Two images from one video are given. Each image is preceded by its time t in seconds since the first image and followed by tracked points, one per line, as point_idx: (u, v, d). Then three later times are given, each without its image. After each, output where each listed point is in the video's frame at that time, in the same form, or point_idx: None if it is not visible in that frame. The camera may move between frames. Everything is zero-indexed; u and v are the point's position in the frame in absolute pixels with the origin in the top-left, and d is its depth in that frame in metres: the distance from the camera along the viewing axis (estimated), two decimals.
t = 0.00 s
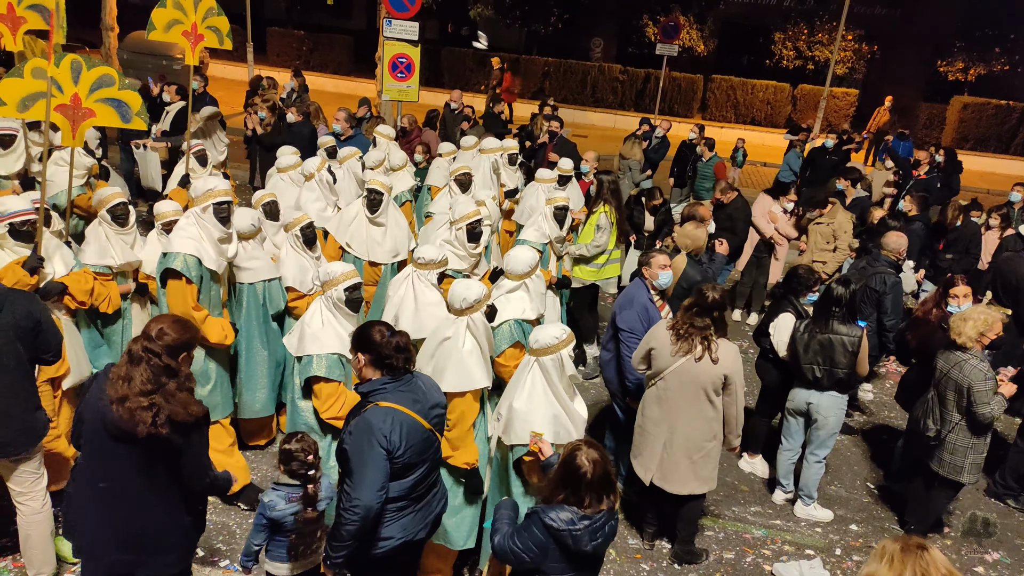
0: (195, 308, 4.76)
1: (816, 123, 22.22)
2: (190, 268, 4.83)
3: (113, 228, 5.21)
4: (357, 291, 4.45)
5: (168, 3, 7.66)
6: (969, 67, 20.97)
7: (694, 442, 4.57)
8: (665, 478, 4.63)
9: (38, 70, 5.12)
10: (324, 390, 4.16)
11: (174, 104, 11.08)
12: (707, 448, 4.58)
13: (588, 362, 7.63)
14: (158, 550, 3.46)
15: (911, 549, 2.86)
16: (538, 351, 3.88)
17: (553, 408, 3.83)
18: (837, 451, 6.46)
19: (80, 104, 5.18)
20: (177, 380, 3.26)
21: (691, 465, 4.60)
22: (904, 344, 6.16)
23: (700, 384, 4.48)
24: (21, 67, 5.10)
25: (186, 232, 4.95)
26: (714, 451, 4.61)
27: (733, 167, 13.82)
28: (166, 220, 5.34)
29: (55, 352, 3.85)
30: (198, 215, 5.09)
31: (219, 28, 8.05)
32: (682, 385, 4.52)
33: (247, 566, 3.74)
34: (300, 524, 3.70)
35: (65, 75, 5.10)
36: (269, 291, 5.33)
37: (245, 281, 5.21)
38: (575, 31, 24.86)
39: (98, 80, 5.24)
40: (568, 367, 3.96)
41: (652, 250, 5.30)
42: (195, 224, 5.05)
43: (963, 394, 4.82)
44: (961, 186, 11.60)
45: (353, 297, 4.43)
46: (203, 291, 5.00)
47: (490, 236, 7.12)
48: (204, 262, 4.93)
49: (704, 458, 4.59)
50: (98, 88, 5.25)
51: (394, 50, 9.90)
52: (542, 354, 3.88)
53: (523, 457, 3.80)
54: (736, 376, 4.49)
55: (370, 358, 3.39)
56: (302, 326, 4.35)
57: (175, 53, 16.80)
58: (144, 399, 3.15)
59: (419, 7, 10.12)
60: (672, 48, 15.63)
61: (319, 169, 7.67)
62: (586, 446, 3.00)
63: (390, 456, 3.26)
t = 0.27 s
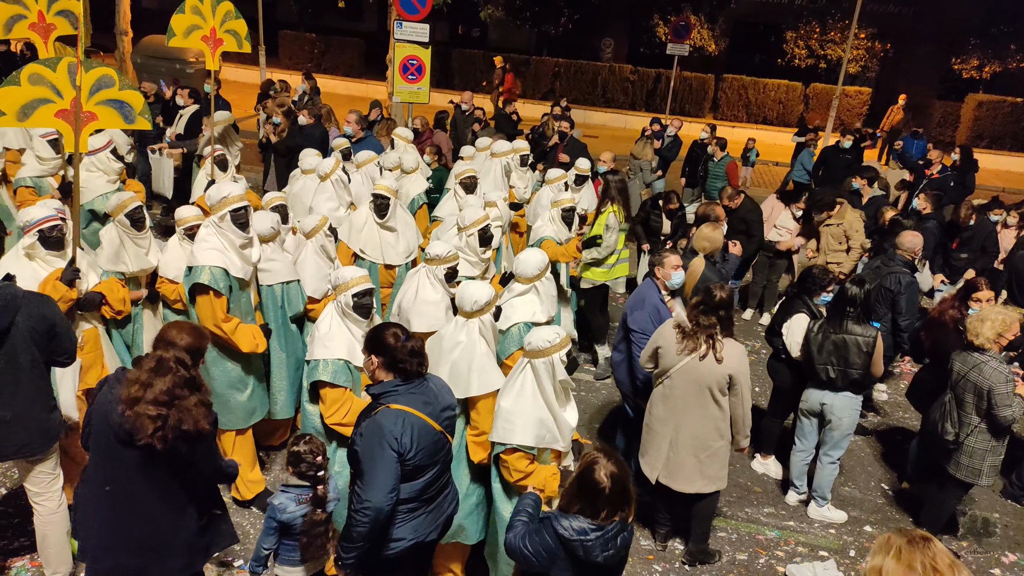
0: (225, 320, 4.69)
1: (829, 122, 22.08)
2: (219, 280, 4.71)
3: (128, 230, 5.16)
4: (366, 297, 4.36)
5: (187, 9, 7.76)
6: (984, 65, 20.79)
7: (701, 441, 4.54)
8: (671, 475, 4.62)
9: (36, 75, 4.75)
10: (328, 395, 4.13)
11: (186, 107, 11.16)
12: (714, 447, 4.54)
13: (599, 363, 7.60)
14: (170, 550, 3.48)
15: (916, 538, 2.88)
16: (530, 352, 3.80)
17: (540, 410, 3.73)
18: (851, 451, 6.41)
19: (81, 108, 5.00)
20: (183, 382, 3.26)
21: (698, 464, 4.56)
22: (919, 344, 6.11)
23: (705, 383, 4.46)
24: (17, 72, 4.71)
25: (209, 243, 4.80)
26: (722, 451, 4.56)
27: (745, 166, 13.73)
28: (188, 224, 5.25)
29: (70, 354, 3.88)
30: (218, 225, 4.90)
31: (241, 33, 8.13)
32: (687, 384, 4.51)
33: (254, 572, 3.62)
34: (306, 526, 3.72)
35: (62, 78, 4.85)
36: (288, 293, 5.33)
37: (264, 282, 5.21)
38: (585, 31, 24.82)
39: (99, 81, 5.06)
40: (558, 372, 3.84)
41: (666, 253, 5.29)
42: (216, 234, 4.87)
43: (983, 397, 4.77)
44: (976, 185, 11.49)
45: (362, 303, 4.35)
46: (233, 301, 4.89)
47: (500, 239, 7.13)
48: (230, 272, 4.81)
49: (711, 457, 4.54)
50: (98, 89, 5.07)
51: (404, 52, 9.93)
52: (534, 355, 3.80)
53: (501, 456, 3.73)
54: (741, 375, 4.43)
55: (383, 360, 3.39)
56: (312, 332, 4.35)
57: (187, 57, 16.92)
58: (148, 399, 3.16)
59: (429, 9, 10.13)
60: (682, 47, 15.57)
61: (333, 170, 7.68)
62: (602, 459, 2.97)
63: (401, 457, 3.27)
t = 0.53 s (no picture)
0: (247, 331, 4.67)
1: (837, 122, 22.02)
2: (239, 292, 4.70)
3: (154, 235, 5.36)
4: (370, 301, 4.41)
5: (205, 17, 7.90)
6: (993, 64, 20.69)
7: (707, 441, 4.55)
8: (677, 475, 4.65)
9: (47, 80, 4.81)
10: (333, 401, 4.16)
11: (196, 111, 11.25)
12: (720, 448, 4.55)
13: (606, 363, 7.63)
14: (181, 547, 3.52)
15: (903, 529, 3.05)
16: (525, 351, 3.77)
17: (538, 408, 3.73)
18: (858, 452, 6.41)
19: (93, 113, 5.06)
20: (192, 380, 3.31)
21: (703, 464, 4.58)
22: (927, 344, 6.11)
23: (710, 383, 4.48)
24: (27, 77, 4.78)
25: (231, 254, 4.78)
26: (729, 452, 4.57)
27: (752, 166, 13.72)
28: (205, 231, 5.18)
29: (83, 355, 3.93)
30: (240, 235, 4.88)
31: (255, 36, 8.18)
32: (692, 384, 4.53)
33: (273, 571, 3.68)
34: (325, 524, 3.77)
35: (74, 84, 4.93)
36: (305, 295, 5.37)
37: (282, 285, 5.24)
38: (593, 32, 24.84)
39: (112, 87, 5.13)
40: (553, 370, 3.79)
41: (672, 252, 5.29)
42: (238, 245, 4.86)
43: (995, 399, 4.76)
44: (985, 184, 11.45)
45: (368, 306, 4.39)
46: (252, 312, 4.90)
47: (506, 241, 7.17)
48: (251, 285, 4.79)
49: (716, 457, 4.55)
50: (111, 96, 5.13)
51: (412, 54, 9.98)
52: (529, 354, 3.77)
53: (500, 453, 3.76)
54: (746, 376, 4.45)
55: (391, 365, 3.43)
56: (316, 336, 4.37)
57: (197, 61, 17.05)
58: (156, 398, 3.20)
59: (437, 11, 10.18)
60: (690, 48, 15.56)
61: (344, 171, 7.82)
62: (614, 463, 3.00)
63: (410, 459, 3.31)
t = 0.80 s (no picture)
0: (255, 335, 4.67)
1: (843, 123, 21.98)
2: (254, 295, 4.73)
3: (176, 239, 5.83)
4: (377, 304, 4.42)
5: (229, 23, 7.89)
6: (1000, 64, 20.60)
7: (717, 444, 4.58)
8: (686, 478, 4.67)
9: (49, 89, 4.65)
10: (340, 408, 4.19)
11: (205, 113, 11.32)
12: (730, 451, 4.57)
13: (614, 364, 7.66)
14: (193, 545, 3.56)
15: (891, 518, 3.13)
16: (531, 346, 3.82)
17: (547, 403, 3.77)
18: (865, 453, 6.41)
19: (99, 122, 4.88)
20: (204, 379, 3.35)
21: (713, 467, 4.60)
22: (933, 345, 6.11)
23: (722, 386, 4.50)
24: (30, 86, 4.62)
25: (250, 258, 4.82)
26: (739, 455, 4.59)
27: (759, 168, 13.72)
28: (220, 240, 5.24)
29: (97, 356, 3.97)
30: (263, 238, 4.92)
31: (281, 43, 8.27)
32: (705, 386, 4.55)
33: (285, 572, 3.70)
34: (338, 523, 3.80)
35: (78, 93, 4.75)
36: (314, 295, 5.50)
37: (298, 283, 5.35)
38: (599, 34, 24.86)
39: (116, 95, 4.90)
40: (558, 364, 3.82)
41: (682, 257, 5.35)
42: (260, 247, 4.90)
43: (1002, 402, 4.78)
44: (992, 186, 11.42)
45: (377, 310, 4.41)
46: (266, 316, 4.92)
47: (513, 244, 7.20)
48: (267, 289, 4.83)
49: (726, 461, 4.58)
50: (116, 103, 4.92)
51: (419, 57, 10.02)
52: (534, 349, 3.82)
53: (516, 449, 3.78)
54: (760, 378, 4.46)
55: (399, 369, 3.46)
56: (320, 347, 4.33)
57: (205, 63, 17.14)
58: (168, 397, 3.25)
59: (443, 13, 10.22)
60: (695, 49, 15.57)
61: (353, 172, 7.87)
62: (631, 471, 3.13)
63: (420, 462, 3.35)
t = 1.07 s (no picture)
0: (270, 332, 4.71)
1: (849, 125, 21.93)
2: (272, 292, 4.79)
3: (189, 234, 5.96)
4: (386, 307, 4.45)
5: (245, 28, 7.96)
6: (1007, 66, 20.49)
7: (734, 449, 4.58)
8: (703, 483, 4.67)
9: (59, 101, 4.69)
10: (351, 416, 4.16)
11: (213, 117, 11.39)
12: (747, 456, 4.58)
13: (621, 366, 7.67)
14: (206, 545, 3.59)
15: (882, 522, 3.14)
16: (540, 347, 3.83)
17: (560, 401, 3.78)
18: (873, 456, 6.41)
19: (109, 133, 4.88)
20: (215, 380, 3.40)
21: (729, 472, 4.61)
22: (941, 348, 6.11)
23: (741, 390, 4.51)
24: (40, 99, 4.66)
25: (272, 256, 4.89)
26: (755, 460, 4.60)
27: (765, 170, 13.72)
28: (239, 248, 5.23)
29: (111, 358, 4.01)
30: (286, 237, 5.01)
31: (299, 48, 8.33)
32: (723, 390, 4.56)
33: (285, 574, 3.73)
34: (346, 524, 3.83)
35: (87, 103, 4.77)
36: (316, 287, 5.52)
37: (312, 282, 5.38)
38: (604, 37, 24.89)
39: (127, 103, 4.92)
40: (569, 362, 3.86)
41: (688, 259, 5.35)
42: (283, 247, 4.98)
43: (1012, 406, 4.76)
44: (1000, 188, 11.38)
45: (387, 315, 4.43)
46: (284, 314, 4.96)
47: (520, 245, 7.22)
48: (286, 287, 4.88)
49: (743, 466, 4.59)
50: (129, 112, 4.94)
51: (426, 60, 10.07)
52: (544, 349, 3.83)
53: (536, 450, 3.75)
54: (779, 383, 4.48)
55: (410, 373, 3.47)
56: (329, 354, 4.32)
57: (213, 67, 17.24)
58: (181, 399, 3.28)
59: (450, 16, 10.25)
60: (701, 51, 15.57)
61: (357, 177, 7.90)
62: (653, 477, 3.16)
63: (440, 461, 3.38)
